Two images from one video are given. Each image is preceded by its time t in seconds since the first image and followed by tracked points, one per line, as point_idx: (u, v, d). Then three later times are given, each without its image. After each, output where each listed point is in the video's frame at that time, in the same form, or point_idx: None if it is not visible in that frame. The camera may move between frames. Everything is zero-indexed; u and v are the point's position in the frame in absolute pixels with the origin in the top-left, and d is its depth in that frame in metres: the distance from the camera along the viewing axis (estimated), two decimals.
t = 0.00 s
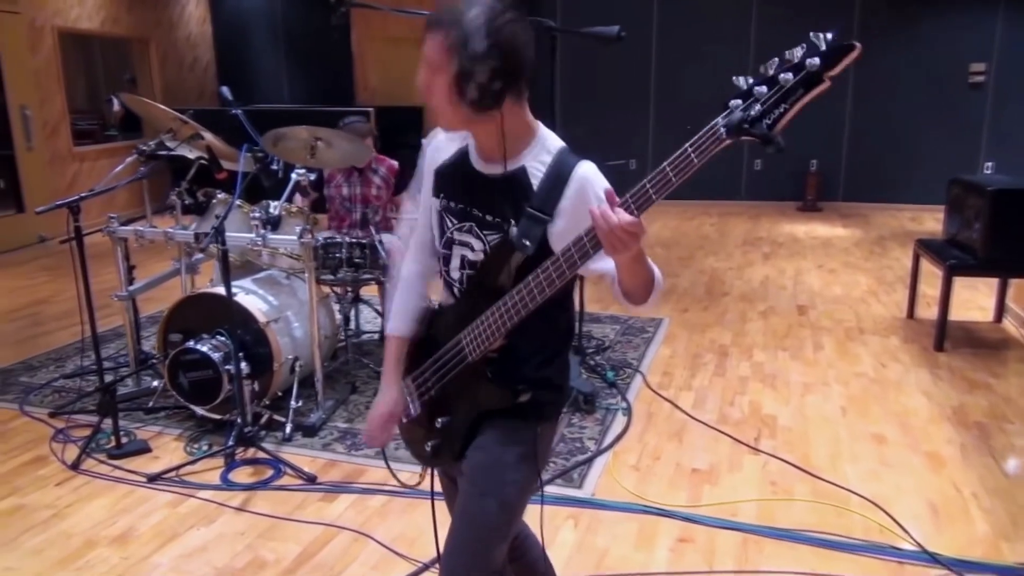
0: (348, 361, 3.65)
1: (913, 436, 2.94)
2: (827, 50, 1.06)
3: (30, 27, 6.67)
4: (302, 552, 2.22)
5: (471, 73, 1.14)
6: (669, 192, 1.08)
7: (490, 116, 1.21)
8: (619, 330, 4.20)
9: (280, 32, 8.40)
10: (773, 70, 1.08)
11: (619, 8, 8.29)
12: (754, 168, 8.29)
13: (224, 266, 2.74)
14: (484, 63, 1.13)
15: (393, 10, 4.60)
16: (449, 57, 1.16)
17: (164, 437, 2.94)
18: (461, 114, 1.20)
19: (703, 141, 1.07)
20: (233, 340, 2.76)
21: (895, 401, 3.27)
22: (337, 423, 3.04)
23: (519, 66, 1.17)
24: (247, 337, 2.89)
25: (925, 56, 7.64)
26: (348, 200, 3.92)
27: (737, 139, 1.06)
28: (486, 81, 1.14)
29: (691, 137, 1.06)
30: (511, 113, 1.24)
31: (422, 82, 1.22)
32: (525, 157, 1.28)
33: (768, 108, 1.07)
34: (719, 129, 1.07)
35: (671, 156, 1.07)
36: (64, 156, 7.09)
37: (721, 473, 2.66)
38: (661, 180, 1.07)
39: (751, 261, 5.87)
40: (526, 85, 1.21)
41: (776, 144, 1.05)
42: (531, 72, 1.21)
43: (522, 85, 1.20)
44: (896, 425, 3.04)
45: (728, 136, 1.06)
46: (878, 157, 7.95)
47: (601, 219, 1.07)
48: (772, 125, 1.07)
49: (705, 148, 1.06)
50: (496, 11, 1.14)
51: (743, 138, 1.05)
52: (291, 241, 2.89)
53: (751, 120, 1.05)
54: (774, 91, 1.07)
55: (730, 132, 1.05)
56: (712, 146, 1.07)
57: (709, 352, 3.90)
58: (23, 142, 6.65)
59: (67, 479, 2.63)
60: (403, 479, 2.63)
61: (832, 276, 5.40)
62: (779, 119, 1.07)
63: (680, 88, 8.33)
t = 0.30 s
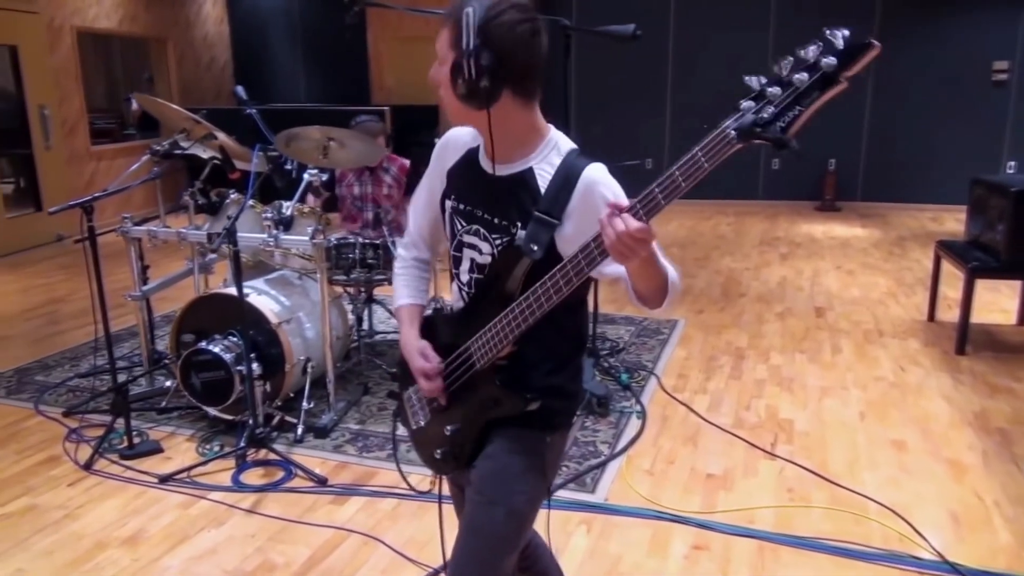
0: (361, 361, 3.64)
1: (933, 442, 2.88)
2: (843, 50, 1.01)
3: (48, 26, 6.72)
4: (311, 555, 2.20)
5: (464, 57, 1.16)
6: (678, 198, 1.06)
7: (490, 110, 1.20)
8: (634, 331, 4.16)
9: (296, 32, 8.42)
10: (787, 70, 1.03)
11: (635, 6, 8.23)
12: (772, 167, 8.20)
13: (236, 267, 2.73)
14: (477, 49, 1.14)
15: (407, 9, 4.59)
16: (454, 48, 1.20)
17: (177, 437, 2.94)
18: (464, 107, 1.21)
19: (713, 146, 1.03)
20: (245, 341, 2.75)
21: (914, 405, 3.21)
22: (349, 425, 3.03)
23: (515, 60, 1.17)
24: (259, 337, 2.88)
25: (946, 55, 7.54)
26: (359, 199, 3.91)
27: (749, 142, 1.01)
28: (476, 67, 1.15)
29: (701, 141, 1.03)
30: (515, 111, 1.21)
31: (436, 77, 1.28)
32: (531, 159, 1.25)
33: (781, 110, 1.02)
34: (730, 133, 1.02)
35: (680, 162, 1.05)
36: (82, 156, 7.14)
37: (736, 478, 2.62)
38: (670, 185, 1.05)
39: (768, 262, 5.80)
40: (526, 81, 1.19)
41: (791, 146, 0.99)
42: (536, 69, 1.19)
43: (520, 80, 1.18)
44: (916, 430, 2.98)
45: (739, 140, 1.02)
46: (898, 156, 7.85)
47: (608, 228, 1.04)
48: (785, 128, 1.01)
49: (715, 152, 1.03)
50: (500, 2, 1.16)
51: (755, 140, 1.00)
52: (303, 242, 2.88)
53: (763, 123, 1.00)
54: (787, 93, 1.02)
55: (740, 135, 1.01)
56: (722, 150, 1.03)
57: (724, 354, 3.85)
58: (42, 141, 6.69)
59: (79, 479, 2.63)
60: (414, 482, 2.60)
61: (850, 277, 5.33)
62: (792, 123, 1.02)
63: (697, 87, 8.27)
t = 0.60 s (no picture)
0: (372, 358, 3.64)
1: (949, 444, 2.84)
2: (846, 29, 0.98)
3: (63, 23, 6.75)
4: (320, 554, 2.19)
5: (446, 73, 1.18)
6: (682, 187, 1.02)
7: (484, 115, 1.20)
8: (646, 329, 4.13)
9: (309, 27, 8.42)
10: (789, 52, 1.00)
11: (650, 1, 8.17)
12: (787, 164, 8.13)
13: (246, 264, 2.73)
14: (457, 63, 1.16)
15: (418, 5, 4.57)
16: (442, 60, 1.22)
17: (187, 434, 2.94)
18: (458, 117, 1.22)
19: (714, 132, 0.99)
20: (254, 338, 2.74)
21: (931, 406, 3.16)
22: (359, 422, 3.02)
23: (499, 62, 1.15)
24: (270, 334, 2.88)
25: (965, 51, 7.44)
26: (371, 196, 3.89)
27: (750, 127, 0.97)
28: (459, 79, 1.16)
29: (702, 127, 0.99)
30: (512, 111, 1.19)
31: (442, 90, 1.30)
32: (538, 154, 1.23)
33: (783, 93, 0.97)
34: (732, 118, 0.98)
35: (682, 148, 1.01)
36: (96, 150, 7.18)
37: (749, 480, 2.59)
38: (671, 174, 1.01)
39: (782, 260, 5.75)
40: (515, 80, 1.16)
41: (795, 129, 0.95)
42: (525, 66, 1.16)
43: (508, 81, 1.16)
44: (932, 432, 2.94)
45: (740, 125, 0.97)
46: (915, 153, 7.76)
47: (610, 217, 1.01)
48: (788, 112, 0.97)
49: (716, 138, 0.98)
50: (477, 7, 1.15)
51: (757, 124, 0.96)
52: (314, 239, 2.87)
53: (765, 106, 0.96)
54: (789, 74, 0.98)
55: (740, 119, 0.97)
56: (724, 137, 0.98)
57: (737, 353, 3.82)
58: (57, 136, 6.72)
59: (90, 475, 2.64)
60: (423, 481, 2.59)
61: (865, 275, 5.27)
62: (794, 105, 0.97)
63: (711, 83, 8.21)
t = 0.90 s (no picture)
0: (381, 355, 3.63)
1: (965, 444, 2.80)
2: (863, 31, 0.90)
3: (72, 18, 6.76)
4: (329, 553, 2.18)
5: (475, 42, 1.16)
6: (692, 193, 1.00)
7: (504, 95, 1.17)
8: (656, 327, 4.10)
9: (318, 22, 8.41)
10: (805, 55, 0.94)
11: None
12: (797, 160, 8.08)
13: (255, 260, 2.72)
14: (486, 34, 1.15)
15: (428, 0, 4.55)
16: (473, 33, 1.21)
17: (196, 430, 2.93)
18: (477, 92, 1.20)
19: (725, 138, 0.95)
20: (264, 335, 2.73)
21: (945, 406, 3.13)
22: (368, 420, 3.01)
23: (529, 45, 1.13)
24: (279, 331, 2.87)
25: (975, 47, 7.37)
26: (382, 188, 3.88)
27: (760, 135, 0.92)
28: (483, 51, 1.15)
29: (714, 132, 0.96)
30: (529, 99, 1.17)
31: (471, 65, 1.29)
32: (549, 151, 1.21)
33: (796, 99, 0.92)
34: (742, 124, 0.93)
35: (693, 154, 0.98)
36: (106, 146, 7.19)
37: (761, 480, 2.57)
38: (683, 180, 0.99)
39: (793, 257, 5.71)
40: (542, 69, 1.14)
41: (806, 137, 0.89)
42: (555, 57, 1.14)
43: (534, 65, 1.14)
44: (947, 432, 2.90)
45: (750, 133, 0.93)
46: (928, 149, 7.69)
47: (619, 225, 0.99)
48: (801, 119, 0.92)
49: (727, 145, 0.95)
50: None
51: (766, 132, 0.91)
52: (323, 235, 2.86)
53: (775, 112, 0.91)
54: (803, 80, 0.93)
55: (751, 127, 0.92)
56: (733, 145, 0.95)
57: (748, 351, 3.79)
58: (66, 133, 6.73)
59: (99, 472, 2.63)
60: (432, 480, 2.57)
61: (877, 272, 5.23)
62: (809, 113, 0.92)
63: (721, 79, 8.16)
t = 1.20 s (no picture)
0: (359, 354, 3.58)
1: (943, 441, 2.82)
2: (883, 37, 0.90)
3: (41, 9, 6.60)
4: (307, 558, 2.13)
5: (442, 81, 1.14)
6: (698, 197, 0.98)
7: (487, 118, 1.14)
8: (636, 324, 4.09)
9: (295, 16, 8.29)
10: (821, 59, 0.94)
11: None
12: (774, 158, 8.13)
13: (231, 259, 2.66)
14: (448, 69, 1.12)
15: None
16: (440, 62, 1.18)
17: (169, 433, 2.87)
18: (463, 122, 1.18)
19: (736, 141, 0.95)
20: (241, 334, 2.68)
21: (922, 402, 3.15)
22: (346, 420, 2.96)
23: (492, 59, 1.09)
24: (254, 330, 2.81)
25: (950, 46, 7.45)
26: (356, 180, 3.82)
27: (774, 137, 0.92)
28: (453, 88, 1.13)
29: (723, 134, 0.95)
30: (513, 108, 1.13)
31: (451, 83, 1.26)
32: (546, 151, 1.17)
33: (811, 103, 0.92)
34: (755, 126, 0.94)
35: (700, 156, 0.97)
36: (75, 140, 7.03)
37: (742, 478, 2.56)
38: (689, 181, 0.98)
39: (771, 254, 5.73)
40: (512, 78, 1.10)
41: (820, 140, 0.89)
42: (521, 63, 1.09)
43: (507, 81, 1.10)
44: (925, 429, 2.92)
45: (762, 135, 0.93)
46: (902, 147, 7.78)
47: (620, 225, 0.97)
48: (816, 122, 0.92)
49: (737, 147, 0.94)
50: (465, 5, 1.09)
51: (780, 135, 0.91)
52: (300, 233, 2.80)
53: (789, 115, 0.91)
54: (819, 83, 0.93)
55: (764, 129, 0.92)
56: (745, 146, 0.94)
57: (728, 349, 3.79)
58: (34, 127, 6.58)
59: (68, 476, 2.56)
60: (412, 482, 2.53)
61: (854, 269, 5.26)
62: (823, 116, 0.91)
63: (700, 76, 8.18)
